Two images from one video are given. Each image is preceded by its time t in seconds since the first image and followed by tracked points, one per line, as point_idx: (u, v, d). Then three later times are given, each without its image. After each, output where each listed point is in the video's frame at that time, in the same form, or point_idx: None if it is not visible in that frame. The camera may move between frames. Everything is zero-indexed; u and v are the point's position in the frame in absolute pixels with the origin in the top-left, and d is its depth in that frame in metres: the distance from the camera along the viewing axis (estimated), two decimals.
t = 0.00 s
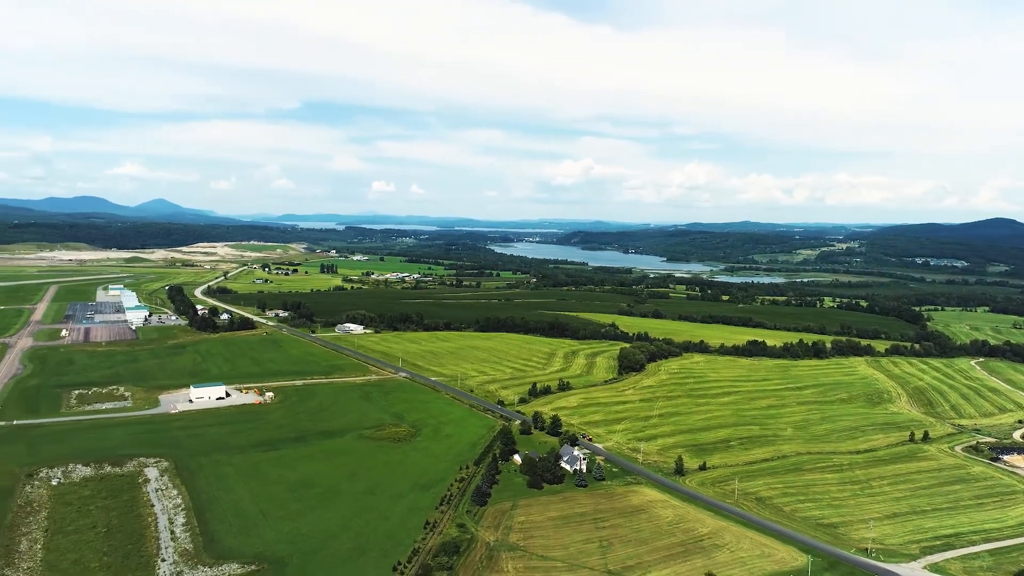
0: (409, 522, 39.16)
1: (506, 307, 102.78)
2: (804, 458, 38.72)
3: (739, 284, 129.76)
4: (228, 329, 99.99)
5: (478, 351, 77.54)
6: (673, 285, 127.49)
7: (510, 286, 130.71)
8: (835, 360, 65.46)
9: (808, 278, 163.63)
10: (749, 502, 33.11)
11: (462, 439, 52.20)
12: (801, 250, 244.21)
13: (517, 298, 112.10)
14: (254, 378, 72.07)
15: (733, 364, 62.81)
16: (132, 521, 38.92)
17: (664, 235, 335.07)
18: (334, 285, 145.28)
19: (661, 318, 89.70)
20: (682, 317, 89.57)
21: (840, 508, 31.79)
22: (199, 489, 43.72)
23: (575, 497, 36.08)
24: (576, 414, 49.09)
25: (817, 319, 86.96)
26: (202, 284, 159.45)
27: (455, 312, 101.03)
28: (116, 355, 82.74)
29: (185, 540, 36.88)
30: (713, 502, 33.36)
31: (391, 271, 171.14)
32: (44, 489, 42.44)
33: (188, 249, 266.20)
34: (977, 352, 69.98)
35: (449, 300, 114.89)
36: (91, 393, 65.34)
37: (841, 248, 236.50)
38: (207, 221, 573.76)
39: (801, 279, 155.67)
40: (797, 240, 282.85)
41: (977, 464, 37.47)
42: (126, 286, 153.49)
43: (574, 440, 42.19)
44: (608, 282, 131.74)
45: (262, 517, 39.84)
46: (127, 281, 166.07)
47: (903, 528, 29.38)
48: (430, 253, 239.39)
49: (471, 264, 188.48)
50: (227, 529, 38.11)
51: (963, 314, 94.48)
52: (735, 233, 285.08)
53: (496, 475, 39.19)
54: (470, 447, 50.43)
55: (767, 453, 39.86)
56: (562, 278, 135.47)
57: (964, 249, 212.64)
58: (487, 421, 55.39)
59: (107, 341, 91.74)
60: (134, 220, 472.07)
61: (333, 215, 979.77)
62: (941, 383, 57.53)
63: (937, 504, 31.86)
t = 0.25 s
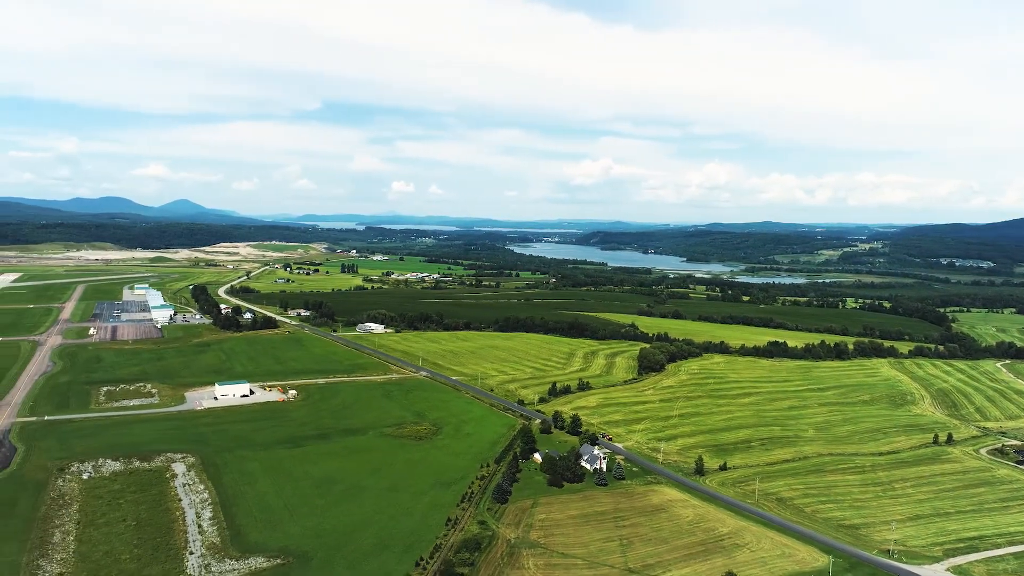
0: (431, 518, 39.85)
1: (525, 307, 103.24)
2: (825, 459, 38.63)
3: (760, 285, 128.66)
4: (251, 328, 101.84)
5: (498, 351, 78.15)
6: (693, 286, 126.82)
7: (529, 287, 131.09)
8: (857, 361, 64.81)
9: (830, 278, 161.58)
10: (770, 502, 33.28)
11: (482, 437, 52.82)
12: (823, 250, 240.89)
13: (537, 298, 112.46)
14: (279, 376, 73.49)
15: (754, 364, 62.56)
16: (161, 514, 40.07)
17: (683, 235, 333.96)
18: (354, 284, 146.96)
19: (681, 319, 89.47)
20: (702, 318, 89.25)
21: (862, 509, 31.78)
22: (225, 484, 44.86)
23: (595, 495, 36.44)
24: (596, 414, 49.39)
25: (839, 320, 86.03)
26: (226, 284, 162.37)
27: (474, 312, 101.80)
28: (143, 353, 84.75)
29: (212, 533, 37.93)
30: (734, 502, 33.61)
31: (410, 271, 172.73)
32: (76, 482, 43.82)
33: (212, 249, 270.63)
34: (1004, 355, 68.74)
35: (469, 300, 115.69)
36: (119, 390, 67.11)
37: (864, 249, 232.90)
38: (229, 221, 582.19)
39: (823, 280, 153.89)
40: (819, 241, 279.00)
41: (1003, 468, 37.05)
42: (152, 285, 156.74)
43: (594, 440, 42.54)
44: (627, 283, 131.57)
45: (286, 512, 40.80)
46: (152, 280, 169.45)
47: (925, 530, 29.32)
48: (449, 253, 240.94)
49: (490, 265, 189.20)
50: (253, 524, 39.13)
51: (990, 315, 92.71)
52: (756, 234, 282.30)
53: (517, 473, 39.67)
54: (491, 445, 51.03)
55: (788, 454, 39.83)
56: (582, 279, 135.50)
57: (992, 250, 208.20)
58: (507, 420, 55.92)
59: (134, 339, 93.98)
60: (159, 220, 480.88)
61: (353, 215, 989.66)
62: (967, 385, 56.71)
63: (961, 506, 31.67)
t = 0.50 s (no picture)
0: (457, 515, 40.62)
1: (548, 307, 103.66)
2: (851, 461, 38.47)
3: (785, 286, 127.18)
4: (278, 327, 103.92)
5: (522, 351, 78.75)
6: (717, 287, 125.91)
7: (552, 287, 131.44)
8: (885, 363, 63.94)
9: (857, 279, 158.91)
10: (795, 503, 33.45)
11: (506, 436, 53.47)
12: (850, 251, 236.73)
13: (559, 298, 112.76)
14: (307, 374, 75.06)
15: (779, 366, 62.16)
16: (194, 507, 41.42)
17: (706, 236, 332.69)
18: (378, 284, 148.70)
19: (705, 319, 89.05)
20: (727, 318, 88.72)
21: (889, 511, 31.75)
22: (254, 479, 46.19)
23: (619, 495, 36.79)
24: (620, 413, 49.65)
25: (867, 321, 84.78)
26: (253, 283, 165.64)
27: (498, 312, 102.56)
28: (174, 351, 87.06)
29: (244, 527, 39.13)
30: (758, 503, 33.91)
31: (434, 271, 174.46)
32: (112, 475, 45.43)
33: (238, 248, 275.75)
34: None
35: (492, 300, 116.51)
36: (151, 386, 69.17)
37: (893, 249, 228.41)
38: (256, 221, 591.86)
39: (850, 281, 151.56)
40: (846, 241, 274.18)
41: None
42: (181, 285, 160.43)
43: (618, 439, 42.88)
44: (651, 283, 131.21)
45: (315, 507, 41.92)
46: (180, 279, 173.26)
47: (954, 533, 29.26)
48: (472, 254, 242.56)
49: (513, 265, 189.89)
50: (283, 518, 40.30)
51: None
52: (782, 235, 278.89)
53: (541, 471, 40.17)
54: (515, 444, 51.65)
55: (814, 455, 39.72)
56: (605, 279, 135.42)
57: None
58: (531, 419, 56.48)
59: (165, 337, 96.52)
60: (189, 221, 488.44)
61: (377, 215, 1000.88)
62: (998, 387, 55.62)
63: (991, 510, 31.42)
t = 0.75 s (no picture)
0: (479, 512, 41.24)
1: (568, 308, 103.89)
2: (874, 463, 38.30)
3: (807, 287, 125.80)
4: (301, 326, 105.58)
5: (542, 351, 79.16)
6: (738, 287, 125.03)
7: (571, 287, 131.60)
8: (909, 365, 63.13)
9: (881, 280, 156.54)
10: (816, 504, 33.65)
11: (526, 435, 53.96)
12: (874, 252, 232.87)
13: (579, 299, 112.92)
14: (329, 372, 76.28)
15: (801, 367, 61.74)
16: (220, 502, 42.53)
17: (727, 236, 332.80)
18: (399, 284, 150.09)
19: (726, 320, 88.61)
20: (748, 319, 88.17)
21: (911, 513, 31.78)
22: (278, 475, 47.25)
23: (639, 494, 37.07)
24: (639, 413, 49.83)
25: (891, 323, 83.63)
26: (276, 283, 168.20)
27: (518, 312, 103.08)
28: (199, 349, 88.97)
29: (269, 522, 40.11)
30: (779, 503, 34.23)
31: (455, 271, 176.05)
32: (140, 470, 46.78)
33: (261, 248, 279.76)
34: None
35: (512, 300, 117.05)
36: (177, 384, 70.91)
37: (919, 250, 224.64)
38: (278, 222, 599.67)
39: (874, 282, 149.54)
40: (870, 242, 269.64)
41: None
42: (205, 284, 163.45)
43: (638, 439, 43.16)
44: (671, 284, 130.74)
45: (338, 503, 42.84)
46: (204, 279, 176.54)
47: (978, 536, 29.32)
48: (492, 254, 244.00)
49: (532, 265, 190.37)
50: (307, 513, 41.24)
51: None
52: (805, 236, 276.33)
53: (561, 470, 40.55)
54: (535, 443, 52.11)
55: (835, 457, 39.60)
56: (624, 279, 135.22)
57: None
58: (551, 419, 56.86)
59: (190, 336, 98.65)
60: (213, 222, 497.42)
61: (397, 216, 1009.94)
62: None
63: (1016, 513, 31.29)
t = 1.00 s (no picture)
0: (504, 509, 41.97)
1: (590, 308, 104.06)
2: (900, 465, 38.12)
3: (833, 288, 124.16)
4: (325, 325, 107.36)
5: (564, 351, 79.59)
6: (762, 288, 123.90)
7: (593, 287, 131.69)
8: (937, 367, 62.21)
9: (908, 281, 153.73)
10: (841, 506, 33.87)
11: (549, 433, 54.51)
12: (902, 252, 228.42)
13: (601, 299, 112.97)
14: (355, 371, 77.65)
15: (826, 368, 61.24)
16: (249, 497, 43.82)
17: (751, 236, 330.41)
18: (422, 284, 151.53)
19: (750, 321, 88.05)
20: (772, 320, 87.48)
21: (938, 515, 31.91)
22: (306, 471, 48.49)
23: (662, 494, 37.38)
24: (662, 413, 50.03)
25: (919, 325, 82.32)
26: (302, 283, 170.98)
27: (540, 312, 103.62)
28: (227, 347, 91.10)
29: (297, 516, 41.24)
30: (804, 505, 34.50)
31: (477, 271, 177.27)
32: (172, 465, 48.34)
33: (283, 249, 282.40)
34: None
35: (534, 300, 117.58)
36: (205, 381, 72.99)
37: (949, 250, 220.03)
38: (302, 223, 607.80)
39: (901, 283, 147.00)
40: (898, 242, 264.29)
41: None
42: (232, 284, 166.83)
43: (661, 439, 43.41)
44: (694, 284, 130.09)
45: (363, 499, 43.90)
46: (231, 279, 179.97)
47: (1006, 539, 29.47)
48: (514, 254, 245.05)
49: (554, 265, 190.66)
50: (334, 508, 42.32)
51: None
52: (830, 236, 272.15)
53: (584, 469, 40.96)
54: (558, 442, 52.62)
55: (861, 458, 39.47)
56: (647, 280, 134.89)
57: None
58: (574, 418, 57.31)
59: (218, 334, 101.01)
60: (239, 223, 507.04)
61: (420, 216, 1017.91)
62: None
63: None
